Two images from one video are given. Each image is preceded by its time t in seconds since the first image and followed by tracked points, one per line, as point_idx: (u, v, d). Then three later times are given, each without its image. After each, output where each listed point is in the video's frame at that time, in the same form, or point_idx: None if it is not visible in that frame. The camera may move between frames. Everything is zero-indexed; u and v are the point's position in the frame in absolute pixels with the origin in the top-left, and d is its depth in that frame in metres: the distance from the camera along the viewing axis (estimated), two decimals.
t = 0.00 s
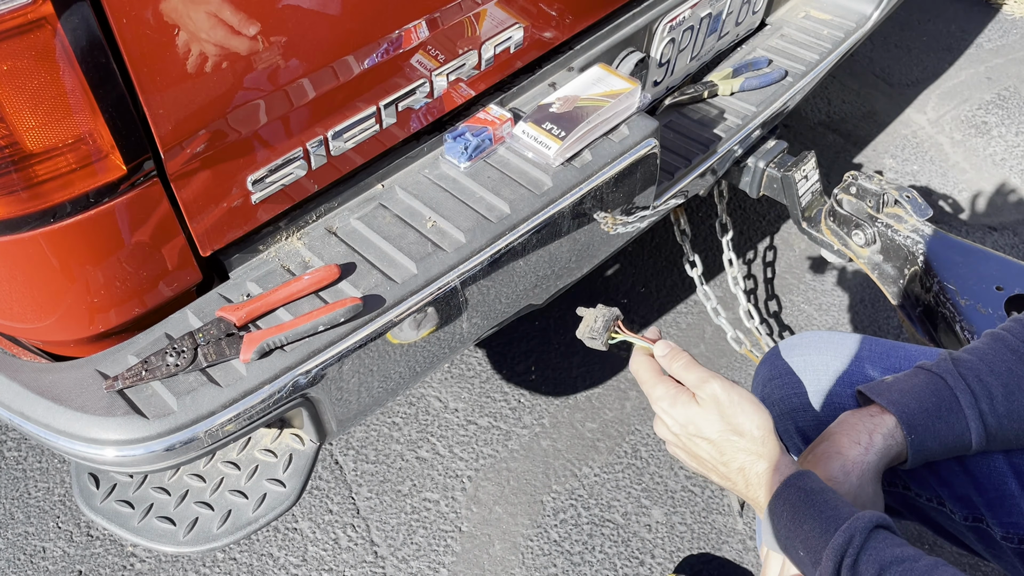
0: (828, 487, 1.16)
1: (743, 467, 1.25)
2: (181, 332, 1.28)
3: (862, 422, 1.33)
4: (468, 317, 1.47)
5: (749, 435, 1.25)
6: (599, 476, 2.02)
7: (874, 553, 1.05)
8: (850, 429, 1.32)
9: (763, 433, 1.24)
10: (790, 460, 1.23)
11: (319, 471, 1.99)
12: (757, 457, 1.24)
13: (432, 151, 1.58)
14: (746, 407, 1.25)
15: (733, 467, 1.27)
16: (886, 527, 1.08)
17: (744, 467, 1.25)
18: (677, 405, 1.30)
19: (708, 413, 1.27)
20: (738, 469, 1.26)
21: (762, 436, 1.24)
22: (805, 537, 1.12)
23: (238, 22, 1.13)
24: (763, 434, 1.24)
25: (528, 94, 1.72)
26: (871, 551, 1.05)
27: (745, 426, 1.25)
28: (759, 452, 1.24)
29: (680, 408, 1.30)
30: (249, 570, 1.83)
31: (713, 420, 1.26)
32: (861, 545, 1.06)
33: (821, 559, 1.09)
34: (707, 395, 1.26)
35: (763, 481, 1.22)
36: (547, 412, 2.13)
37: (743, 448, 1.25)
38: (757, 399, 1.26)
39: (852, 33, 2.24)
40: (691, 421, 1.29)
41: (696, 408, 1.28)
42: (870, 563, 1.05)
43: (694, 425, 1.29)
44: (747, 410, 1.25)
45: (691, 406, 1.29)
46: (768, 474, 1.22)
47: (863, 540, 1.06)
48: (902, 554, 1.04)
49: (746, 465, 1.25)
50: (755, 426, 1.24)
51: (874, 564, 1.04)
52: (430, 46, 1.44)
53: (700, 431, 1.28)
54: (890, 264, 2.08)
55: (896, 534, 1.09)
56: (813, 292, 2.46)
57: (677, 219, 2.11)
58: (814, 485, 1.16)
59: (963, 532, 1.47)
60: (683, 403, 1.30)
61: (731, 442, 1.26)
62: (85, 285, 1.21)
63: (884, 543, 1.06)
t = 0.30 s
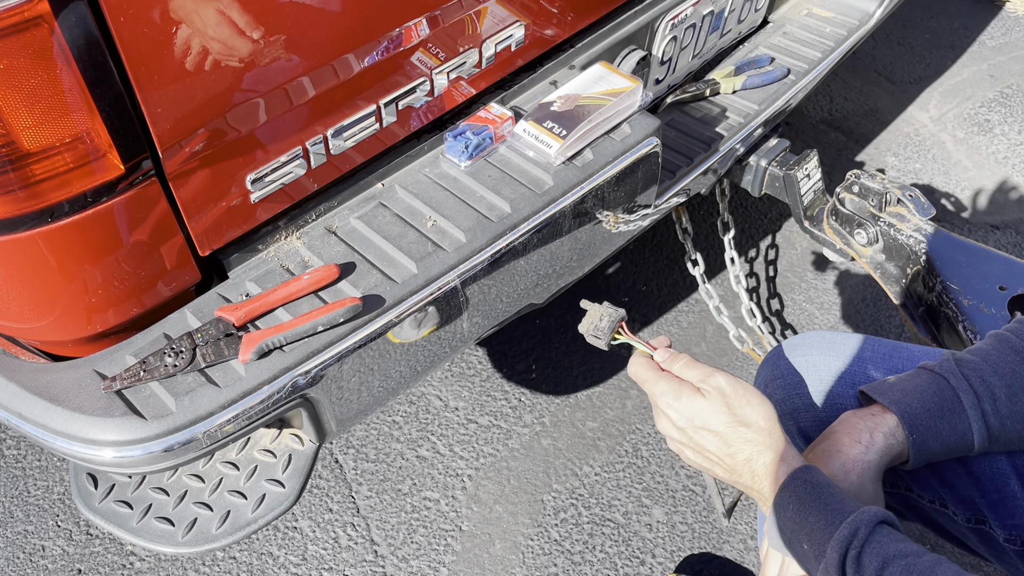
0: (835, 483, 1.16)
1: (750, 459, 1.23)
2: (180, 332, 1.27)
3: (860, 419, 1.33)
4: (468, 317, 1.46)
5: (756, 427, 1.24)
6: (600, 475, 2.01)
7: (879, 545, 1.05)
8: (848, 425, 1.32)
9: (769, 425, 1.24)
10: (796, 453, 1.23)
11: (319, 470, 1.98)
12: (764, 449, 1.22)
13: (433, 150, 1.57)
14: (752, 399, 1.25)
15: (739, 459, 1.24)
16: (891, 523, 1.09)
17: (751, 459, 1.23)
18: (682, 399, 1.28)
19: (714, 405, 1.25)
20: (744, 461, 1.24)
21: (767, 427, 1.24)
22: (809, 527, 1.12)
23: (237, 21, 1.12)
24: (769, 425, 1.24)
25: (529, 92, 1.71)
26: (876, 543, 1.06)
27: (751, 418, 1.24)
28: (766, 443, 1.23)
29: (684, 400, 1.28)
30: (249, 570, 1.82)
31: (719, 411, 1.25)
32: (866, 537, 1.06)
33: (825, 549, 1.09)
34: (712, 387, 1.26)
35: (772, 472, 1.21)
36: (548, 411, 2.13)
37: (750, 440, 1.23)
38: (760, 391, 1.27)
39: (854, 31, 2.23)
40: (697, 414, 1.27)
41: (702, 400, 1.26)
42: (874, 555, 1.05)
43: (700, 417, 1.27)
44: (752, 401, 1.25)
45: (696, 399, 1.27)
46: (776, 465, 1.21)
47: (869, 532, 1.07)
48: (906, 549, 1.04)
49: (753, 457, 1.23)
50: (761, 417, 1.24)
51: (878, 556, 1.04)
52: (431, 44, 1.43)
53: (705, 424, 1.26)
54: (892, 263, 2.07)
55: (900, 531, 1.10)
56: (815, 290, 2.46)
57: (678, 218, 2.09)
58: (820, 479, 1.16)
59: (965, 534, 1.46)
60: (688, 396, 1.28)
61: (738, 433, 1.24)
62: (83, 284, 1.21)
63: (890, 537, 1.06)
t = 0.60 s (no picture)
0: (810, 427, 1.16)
1: (717, 389, 1.26)
2: (181, 334, 1.26)
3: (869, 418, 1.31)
4: (471, 317, 1.45)
5: (724, 355, 1.27)
6: (603, 476, 2.00)
7: (842, 498, 1.07)
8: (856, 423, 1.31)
9: (736, 354, 1.28)
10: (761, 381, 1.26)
11: (320, 470, 1.97)
12: (732, 379, 1.26)
13: (436, 150, 1.55)
14: (721, 329, 1.28)
15: (706, 387, 1.28)
16: (859, 470, 1.09)
17: (717, 390, 1.26)
18: (650, 324, 1.30)
19: (683, 331, 1.27)
20: (710, 391, 1.27)
21: (736, 356, 1.27)
22: (776, 477, 1.13)
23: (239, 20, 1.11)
24: (737, 355, 1.27)
25: (532, 92, 1.70)
26: (837, 496, 1.07)
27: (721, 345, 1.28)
28: (733, 373, 1.26)
29: (652, 327, 1.29)
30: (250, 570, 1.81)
31: (688, 337, 1.27)
32: (829, 490, 1.07)
33: (791, 500, 1.10)
34: (682, 315, 1.28)
35: (737, 403, 1.24)
36: (551, 411, 2.12)
37: (720, 368, 1.26)
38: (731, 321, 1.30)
39: (861, 29, 2.21)
40: (664, 340, 1.29)
41: (672, 325, 1.28)
42: (835, 507, 1.06)
43: (666, 343, 1.29)
44: (723, 332, 1.28)
45: (665, 325, 1.28)
46: (744, 396, 1.24)
47: (832, 484, 1.07)
48: (869, 500, 1.06)
49: (721, 388, 1.26)
50: (730, 346, 1.28)
51: (839, 508, 1.06)
52: (434, 43, 1.41)
53: (673, 351, 1.28)
54: (899, 264, 2.06)
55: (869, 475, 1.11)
56: (819, 290, 2.44)
57: (682, 217, 2.08)
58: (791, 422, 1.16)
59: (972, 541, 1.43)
60: (656, 321, 1.29)
61: (705, 361, 1.27)
62: (83, 285, 1.19)
63: (854, 486, 1.07)
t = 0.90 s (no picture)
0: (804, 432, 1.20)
1: (713, 389, 1.30)
2: (185, 339, 1.25)
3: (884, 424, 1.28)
4: (478, 320, 1.43)
5: (725, 356, 1.29)
6: (608, 478, 1.99)
7: (834, 495, 1.07)
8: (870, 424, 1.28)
9: (736, 360, 1.30)
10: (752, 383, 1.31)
11: (325, 471, 1.96)
12: (728, 378, 1.29)
13: (443, 151, 1.54)
14: (724, 328, 1.29)
15: (698, 388, 1.31)
16: (848, 469, 1.10)
17: (714, 389, 1.30)
18: (654, 321, 1.28)
19: (692, 331, 1.26)
20: (705, 391, 1.30)
21: (736, 360, 1.30)
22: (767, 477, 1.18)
23: (245, 21, 1.09)
24: (734, 359, 1.30)
25: (540, 92, 1.68)
26: (830, 493, 1.07)
27: (721, 346, 1.29)
28: (733, 377, 1.29)
29: (656, 325, 1.28)
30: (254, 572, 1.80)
31: (689, 339, 1.26)
32: (821, 487, 1.08)
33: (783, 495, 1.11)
34: (688, 315, 1.25)
35: (731, 402, 1.28)
36: (556, 413, 2.10)
37: (717, 370, 1.29)
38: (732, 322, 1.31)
39: (871, 29, 2.18)
40: (666, 338, 1.28)
41: (678, 326, 1.26)
42: (827, 504, 1.06)
43: (666, 340, 1.28)
44: (726, 335, 1.29)
45: (673, 323, 1.27)
46: (739, 396, 1.28)
47: (824, 482, 1.08)
48: (860, 497, 1.06)
49: (716, 387, 1.29)
50: (730, 350, 1.30)
51: (831, 505, 1.06)
52: (441, 43, 1.39)
53: (672, 347, 1.28)
54: (908, 266, 2.04)
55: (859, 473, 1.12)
56: (827, 291, 2.42)
57: (690, 218, 2.05)
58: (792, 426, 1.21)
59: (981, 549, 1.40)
60: (662, 318, 1.27)
61: (707, 362, 1.29)
62: (86, 289, 1.18)
63: (846, 484, 1.08)
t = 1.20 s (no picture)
0: (811, 445, 1.17)
1: (722, 406, 1.31)
2: (191, 343, 1.24)
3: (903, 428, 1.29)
4: (486, 323, 1.42)
5: (735, 373, 1.30)
6: (615, 480, 1.97)
7: (836, 525, 1.06)
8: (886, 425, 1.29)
9: (747, 375, 1.30)
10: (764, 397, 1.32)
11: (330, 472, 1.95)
12: (739, 394, 1.30)
13: (451, 153, 1.52)
14: (737, 342, 1.29)
15: (708, 404, 1.33)
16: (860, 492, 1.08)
17: (724, 406, 1.31)
18: (666, 335, 1.27)
19: (702, 346, 1.26)
20: (714, 407, 1.32)
21: (746, 375, 1.30)
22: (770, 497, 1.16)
23: (252, 22, 1.08)
24: (746, 374, 1.30)
25: (549, 93, 1.67)
26: (833, 522, 1.06)
27: (733, 361, 1.29)
28: (741, 393, 1.30)
29: (666, 338, 1.28)
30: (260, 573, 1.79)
31: (701, 355, 1.27)
32: (823, 516, 1.07)
33: (787, 520, 1.11)
34: (699, 329, 1.26)
35: (740, 420, 1.30)
36: (562, 414, 2.08)
37: (727, 386, 1.30)
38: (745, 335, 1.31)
39: (882, 28, 2.16)
40: (678, 352, 1.28)
41: (689, 340, 1.26)
42: (828, 534, 1.06)
43: (677, 355, 1.29)
44: (737, 350, 1.29)
45: (685, 338, 1.27)
46: (747, 414, 1.29)
47: (827, 510, 1.07)
48: (862, 527, 1.04)
49: (726, 404, 1.31)
50: (741, 366, 1.30)
51: (834, 535, 1.05)
52: (450, 43, 1.38)
53: (684, 361, 1.29)
54: (919, 268, 2.01)
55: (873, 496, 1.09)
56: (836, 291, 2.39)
57: (699, 219, 2.03)
58: (792, 444, 1.17)
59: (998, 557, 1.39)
60: (674, 332, 1.27)
61: (717, 378, 1.29)
62: (91, 293, 1.17)
63: (851, 511, 1.06)
